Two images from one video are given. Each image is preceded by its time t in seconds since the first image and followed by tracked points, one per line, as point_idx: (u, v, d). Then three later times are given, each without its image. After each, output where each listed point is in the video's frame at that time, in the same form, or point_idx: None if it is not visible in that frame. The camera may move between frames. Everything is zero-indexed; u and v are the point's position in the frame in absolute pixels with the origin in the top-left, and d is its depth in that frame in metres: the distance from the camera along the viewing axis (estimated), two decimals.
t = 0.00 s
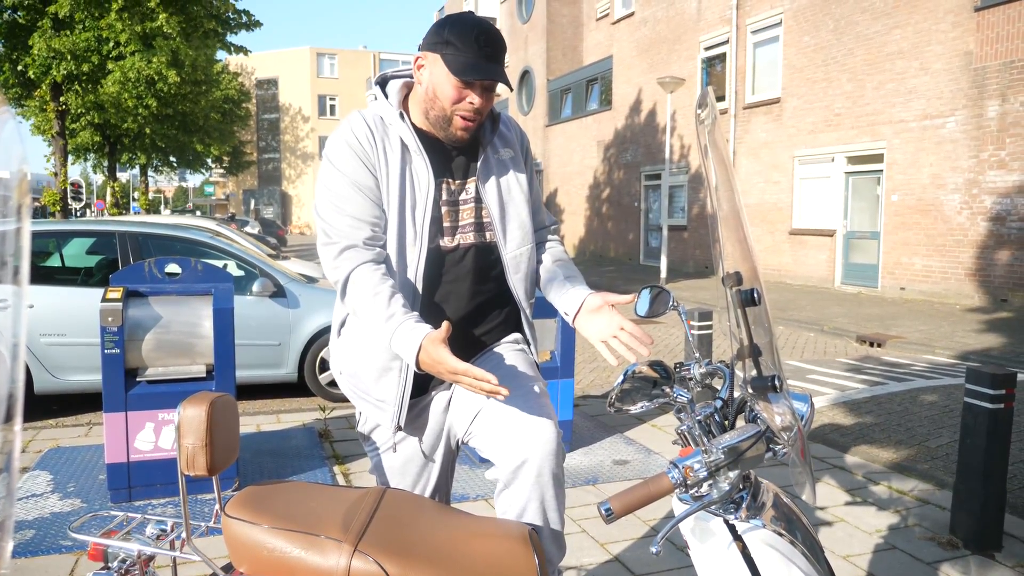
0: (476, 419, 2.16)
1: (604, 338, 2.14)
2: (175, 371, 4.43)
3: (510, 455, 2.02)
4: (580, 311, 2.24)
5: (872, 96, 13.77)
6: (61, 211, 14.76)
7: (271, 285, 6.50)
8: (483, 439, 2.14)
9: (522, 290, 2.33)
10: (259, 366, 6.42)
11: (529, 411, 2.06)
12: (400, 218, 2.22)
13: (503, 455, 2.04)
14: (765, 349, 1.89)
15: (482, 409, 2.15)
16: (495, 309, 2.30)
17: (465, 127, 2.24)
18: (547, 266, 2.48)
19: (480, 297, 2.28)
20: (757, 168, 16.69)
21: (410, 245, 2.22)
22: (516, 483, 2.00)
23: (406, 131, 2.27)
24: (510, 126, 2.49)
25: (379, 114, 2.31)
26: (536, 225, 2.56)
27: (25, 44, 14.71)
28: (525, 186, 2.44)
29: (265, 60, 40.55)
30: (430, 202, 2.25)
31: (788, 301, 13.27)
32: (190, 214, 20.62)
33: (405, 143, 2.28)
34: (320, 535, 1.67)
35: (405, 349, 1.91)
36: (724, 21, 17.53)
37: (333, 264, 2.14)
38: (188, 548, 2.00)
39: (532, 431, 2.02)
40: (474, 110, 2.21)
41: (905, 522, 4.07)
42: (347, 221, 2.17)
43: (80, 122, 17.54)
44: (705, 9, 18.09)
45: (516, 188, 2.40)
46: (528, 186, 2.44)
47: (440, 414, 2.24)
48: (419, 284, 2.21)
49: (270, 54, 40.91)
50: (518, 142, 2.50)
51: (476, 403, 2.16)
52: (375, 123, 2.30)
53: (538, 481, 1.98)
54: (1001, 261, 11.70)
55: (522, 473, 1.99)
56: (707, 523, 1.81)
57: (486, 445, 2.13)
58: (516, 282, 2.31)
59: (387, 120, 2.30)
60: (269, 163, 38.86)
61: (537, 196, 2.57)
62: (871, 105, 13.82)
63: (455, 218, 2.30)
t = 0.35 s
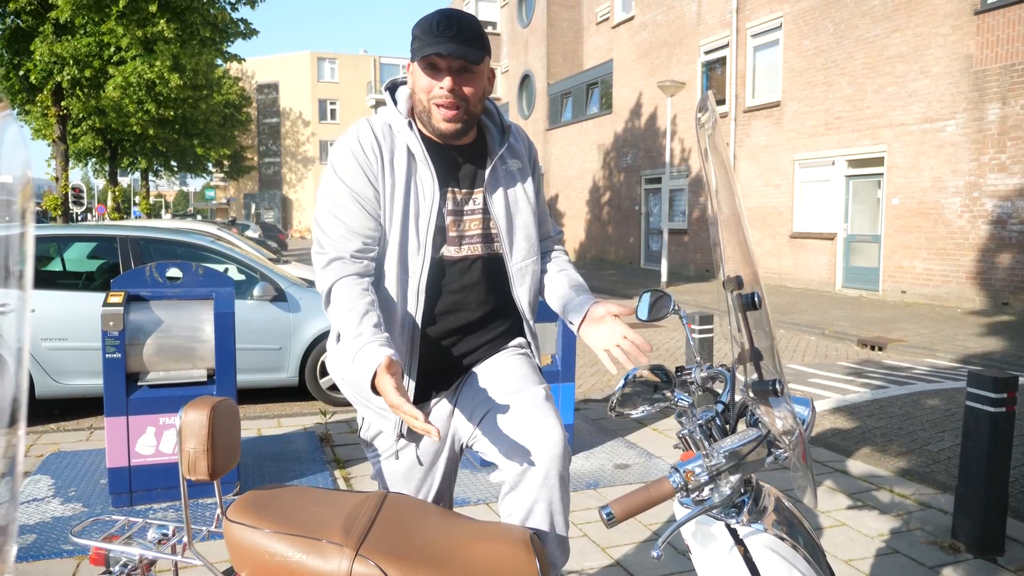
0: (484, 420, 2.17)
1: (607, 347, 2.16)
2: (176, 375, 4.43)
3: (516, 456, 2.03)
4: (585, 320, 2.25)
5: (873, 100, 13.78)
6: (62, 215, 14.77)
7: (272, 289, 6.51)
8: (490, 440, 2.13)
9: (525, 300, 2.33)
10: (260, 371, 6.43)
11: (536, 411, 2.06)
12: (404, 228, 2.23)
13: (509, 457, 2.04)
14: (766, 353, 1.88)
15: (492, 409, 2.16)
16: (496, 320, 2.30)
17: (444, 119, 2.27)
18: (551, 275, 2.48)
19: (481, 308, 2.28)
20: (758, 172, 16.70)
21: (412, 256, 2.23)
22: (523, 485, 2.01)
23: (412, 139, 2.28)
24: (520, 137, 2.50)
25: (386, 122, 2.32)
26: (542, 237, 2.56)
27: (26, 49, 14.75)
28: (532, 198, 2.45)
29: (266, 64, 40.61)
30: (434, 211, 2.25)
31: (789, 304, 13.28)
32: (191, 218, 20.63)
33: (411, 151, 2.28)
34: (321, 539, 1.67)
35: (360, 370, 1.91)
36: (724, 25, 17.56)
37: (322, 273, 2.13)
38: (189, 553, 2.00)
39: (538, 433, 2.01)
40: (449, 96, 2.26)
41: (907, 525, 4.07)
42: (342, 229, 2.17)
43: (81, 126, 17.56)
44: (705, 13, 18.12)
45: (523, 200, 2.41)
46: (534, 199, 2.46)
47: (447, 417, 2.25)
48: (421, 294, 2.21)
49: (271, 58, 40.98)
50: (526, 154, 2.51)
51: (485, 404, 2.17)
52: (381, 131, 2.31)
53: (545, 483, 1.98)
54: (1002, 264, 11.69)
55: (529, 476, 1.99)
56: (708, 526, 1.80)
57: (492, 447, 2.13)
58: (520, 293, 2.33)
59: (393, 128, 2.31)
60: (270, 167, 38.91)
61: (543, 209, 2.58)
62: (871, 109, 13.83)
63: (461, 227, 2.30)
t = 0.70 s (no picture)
0: (492, 425, 2.15)
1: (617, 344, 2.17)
2: (179, 376, 4.44)
3: (527, 461, 2.02)
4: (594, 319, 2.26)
5: (876, 104, 13.78)
6: (66, 216, 14.81)
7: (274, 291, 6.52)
8: (497, 445, 2.12)
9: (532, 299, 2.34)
10: (261, 373, 6.43)
11: (545, 415, 2.06)
12: (408, 230, 2.24)
13: (519, 462, 2.03)
14: (768, 357, 1.88)
15: (500, 413, 2.14)
16: (504, 320, 2.31)
17: (443, 116, 2.29)
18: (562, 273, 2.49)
19: (488, 307, 2.28)
20: (760, 175, 16.70)
21: (417, 258, 2.23)
22: (533, 490, 2.00)
23: (413, 141, 2.29)
24: (520, 135, 2.51)
25: (386, 127, 2.33)
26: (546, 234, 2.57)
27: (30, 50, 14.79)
28: (535, 196, 2.47)
29: (270, 66, 40.71)
30: (439, 213, 2.26)
31: (791, 308, 13.27)
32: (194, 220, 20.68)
33: (412, 153, 2.29)
34: (324, 541, 1.68)
35: (376, 369, 1.91)
36: (727, 29, 17.58)
37: (325, 280, 2.15)
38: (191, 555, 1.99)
39: (549, 436, 2.01)
40: (443, 93, 2.27)
41: (909, 530, 4.06)
42: (339, 234, 2.18)
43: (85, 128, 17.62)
44: (708, 17, 18.15)
45: (527, 198, 2.42)
46: (537, 196, 2.47)
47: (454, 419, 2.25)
48: (428, 296, 2.22)
49: (275, 60, 41.08)
50: (527, 152, 2.52)
51: (493, 409, 2.16)
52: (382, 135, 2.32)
53: (556, 487, 1.97)
54: (1005, 269, 11.67)
55: (541, 480, 1.99)
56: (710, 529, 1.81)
57: (500, 451, 2.12)
58: (528, 292, 2.33)
59: (394, 132, 2.32)
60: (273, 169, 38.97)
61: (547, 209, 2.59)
62: (875, 113, 13.83)
63: (466, 227, 2.30)
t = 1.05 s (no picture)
0: (507, 423, 2.14)
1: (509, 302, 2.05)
2: (180, 375, 4.45)
3: (544, 459, 1.99)
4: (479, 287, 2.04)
5: (878, 106, 13.77)
6: (68, 215, 14.82)
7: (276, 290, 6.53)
8: (512, 443, 2.12)
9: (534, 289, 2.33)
10: (263, 371, 6.44)
11: (558, 414, 2.02)
12: (399, 226, 2.29)
13: (535, 460, 2.01)
14: (769, 358, 1.89)
15: (515, 410, 2.13)
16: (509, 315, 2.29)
17: (459, 105, 2.28)
18: (545, 234, 2.37)
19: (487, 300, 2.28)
20: (762, 177, 16.70)
21: (409, 253, 2.28)
22: (548, 486, 1.97)
23: (408, 138, 2.34)
24: (524, 128, 2.51)
25: (385, 125, 2.40)
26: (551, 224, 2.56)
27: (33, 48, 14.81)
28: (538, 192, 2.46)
29: (272, 65, 40.73)
30: (433, 209, 2.29)
31: (793, 310, 13.27)
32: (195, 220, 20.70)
33: (407, 149, 2.35)
34: (326, 539, 1.68)
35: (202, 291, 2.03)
36: (729, 29, 17.57)
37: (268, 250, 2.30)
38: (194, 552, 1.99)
39: (564, 434, 1.98)
40: (457, 86, 2.28)
41: (909, 531, 4.06)
42: (294, 214, 2.31)
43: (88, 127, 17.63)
44: (711, 18, 18.14)
45: (522, 188, 2.38)
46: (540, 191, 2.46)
47: (465, 417, 2.25)
48: (421, 291, 2.25)
49: (277, 60, 41.09)
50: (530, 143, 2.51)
51: (508, 406, 2.15)
52: (380, 133, 2.39)
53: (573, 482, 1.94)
54: (1007, 272, 11.67)
55: (559, 476, 1.95)
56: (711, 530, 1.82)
57: (513, 449, 2.12)
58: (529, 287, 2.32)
59: (391, 130, 2.39)
60: (275, 168, 39.00)
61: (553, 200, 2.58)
62: (876, 115, 13.83)
63: (464, 222, 2.32)
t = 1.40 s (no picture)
0: (490, 426, 2.15)
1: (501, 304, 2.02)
2: (183, 375, 4.47)
3: (522, 464, 2.00)
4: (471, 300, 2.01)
5: (881, 106, 13.75)
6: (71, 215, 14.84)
7: (278, 290, 6.53)
8: (495, 447, 2.12)
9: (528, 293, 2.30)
10: (265, 371, 6.45)
11: (540, 420, 2.03)
12: (391, 228, 2.31)
13: (515, 463, 2.01)
14: (772, 360, 1.89)
15: (496, 416, 2.13)
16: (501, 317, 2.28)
17: (454, 111, 2.29)
18: (544, 240, 2.32)
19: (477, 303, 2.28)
20: (764, 177, 16.70)
21: (401, 257, 2.30)
22: (527, 491, 1.98)
23: (403, 142, 2.35)
24: (529, 132, 2.48)
25: (384, 129, 2.42)
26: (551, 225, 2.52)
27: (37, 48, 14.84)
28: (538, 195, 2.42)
29: (275, 65, 40.78)
30: (424, 214, 2.29)
31: (795, 311, 13.25)
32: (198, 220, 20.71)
33: (403, 154, 2.35)
34: (327, 540, 1.68)
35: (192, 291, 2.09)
36: (732, 30, 17.56)
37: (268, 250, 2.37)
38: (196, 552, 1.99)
39: (543, 442, 1.99)
40: (451, 92, 2.28)
41: (912, 533, 4.06)
42: (296, 216, 2.37)
43: (92, 127, 17.66)
44: (714, 18, 18.13)
45: (518, 190, 2.35)
46: (539, 194, 2.42)
47: (452, 419, 2.25)
48: (409, 293, 2.27)
49: (280, 60, 41.14)
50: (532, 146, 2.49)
51: (489, 411, 2.15)
52: (378, 135, 2.40)
53: (548, 490, 1.95)
54: (1010, 273, 11.65)
55: (534, 482, 1.97)
56: (714, 532, 1.81)
57: (498, 452, 2.12)
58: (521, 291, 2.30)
59: (389, 132, 2.40)
60: (277, 168, 39.04)
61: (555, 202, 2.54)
62: (879, 116, 13.82)
63: (456, 227, 2.32)
